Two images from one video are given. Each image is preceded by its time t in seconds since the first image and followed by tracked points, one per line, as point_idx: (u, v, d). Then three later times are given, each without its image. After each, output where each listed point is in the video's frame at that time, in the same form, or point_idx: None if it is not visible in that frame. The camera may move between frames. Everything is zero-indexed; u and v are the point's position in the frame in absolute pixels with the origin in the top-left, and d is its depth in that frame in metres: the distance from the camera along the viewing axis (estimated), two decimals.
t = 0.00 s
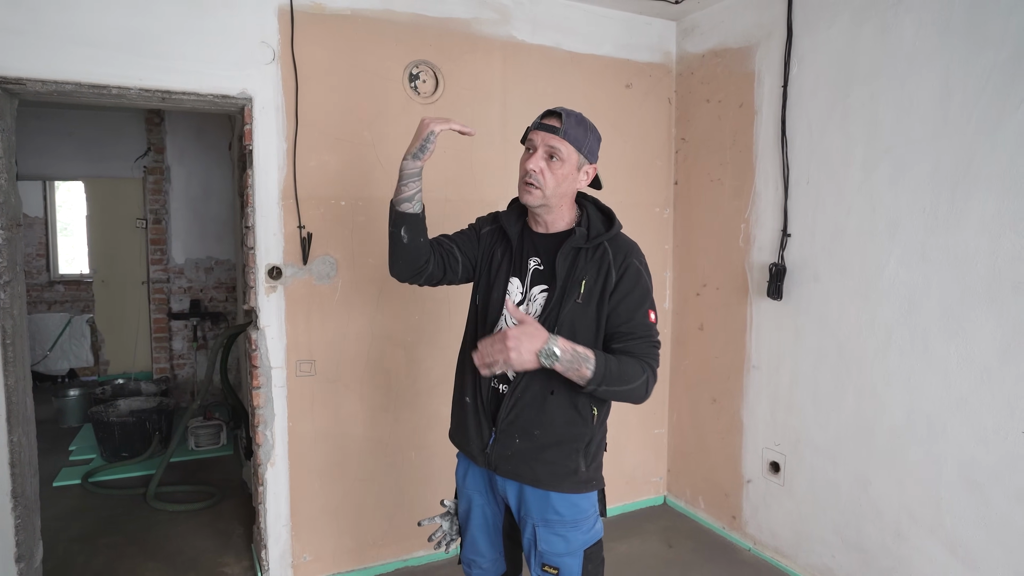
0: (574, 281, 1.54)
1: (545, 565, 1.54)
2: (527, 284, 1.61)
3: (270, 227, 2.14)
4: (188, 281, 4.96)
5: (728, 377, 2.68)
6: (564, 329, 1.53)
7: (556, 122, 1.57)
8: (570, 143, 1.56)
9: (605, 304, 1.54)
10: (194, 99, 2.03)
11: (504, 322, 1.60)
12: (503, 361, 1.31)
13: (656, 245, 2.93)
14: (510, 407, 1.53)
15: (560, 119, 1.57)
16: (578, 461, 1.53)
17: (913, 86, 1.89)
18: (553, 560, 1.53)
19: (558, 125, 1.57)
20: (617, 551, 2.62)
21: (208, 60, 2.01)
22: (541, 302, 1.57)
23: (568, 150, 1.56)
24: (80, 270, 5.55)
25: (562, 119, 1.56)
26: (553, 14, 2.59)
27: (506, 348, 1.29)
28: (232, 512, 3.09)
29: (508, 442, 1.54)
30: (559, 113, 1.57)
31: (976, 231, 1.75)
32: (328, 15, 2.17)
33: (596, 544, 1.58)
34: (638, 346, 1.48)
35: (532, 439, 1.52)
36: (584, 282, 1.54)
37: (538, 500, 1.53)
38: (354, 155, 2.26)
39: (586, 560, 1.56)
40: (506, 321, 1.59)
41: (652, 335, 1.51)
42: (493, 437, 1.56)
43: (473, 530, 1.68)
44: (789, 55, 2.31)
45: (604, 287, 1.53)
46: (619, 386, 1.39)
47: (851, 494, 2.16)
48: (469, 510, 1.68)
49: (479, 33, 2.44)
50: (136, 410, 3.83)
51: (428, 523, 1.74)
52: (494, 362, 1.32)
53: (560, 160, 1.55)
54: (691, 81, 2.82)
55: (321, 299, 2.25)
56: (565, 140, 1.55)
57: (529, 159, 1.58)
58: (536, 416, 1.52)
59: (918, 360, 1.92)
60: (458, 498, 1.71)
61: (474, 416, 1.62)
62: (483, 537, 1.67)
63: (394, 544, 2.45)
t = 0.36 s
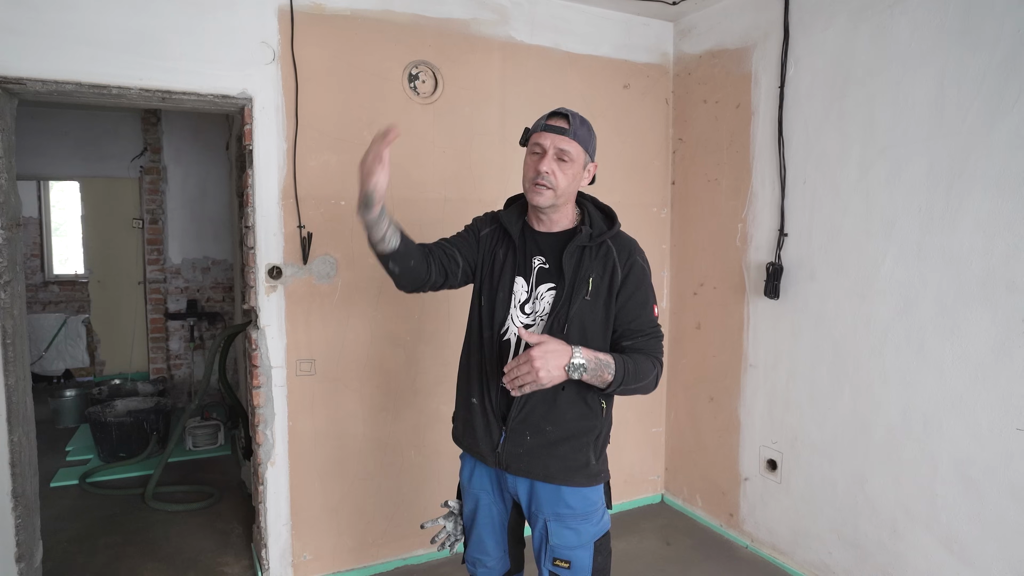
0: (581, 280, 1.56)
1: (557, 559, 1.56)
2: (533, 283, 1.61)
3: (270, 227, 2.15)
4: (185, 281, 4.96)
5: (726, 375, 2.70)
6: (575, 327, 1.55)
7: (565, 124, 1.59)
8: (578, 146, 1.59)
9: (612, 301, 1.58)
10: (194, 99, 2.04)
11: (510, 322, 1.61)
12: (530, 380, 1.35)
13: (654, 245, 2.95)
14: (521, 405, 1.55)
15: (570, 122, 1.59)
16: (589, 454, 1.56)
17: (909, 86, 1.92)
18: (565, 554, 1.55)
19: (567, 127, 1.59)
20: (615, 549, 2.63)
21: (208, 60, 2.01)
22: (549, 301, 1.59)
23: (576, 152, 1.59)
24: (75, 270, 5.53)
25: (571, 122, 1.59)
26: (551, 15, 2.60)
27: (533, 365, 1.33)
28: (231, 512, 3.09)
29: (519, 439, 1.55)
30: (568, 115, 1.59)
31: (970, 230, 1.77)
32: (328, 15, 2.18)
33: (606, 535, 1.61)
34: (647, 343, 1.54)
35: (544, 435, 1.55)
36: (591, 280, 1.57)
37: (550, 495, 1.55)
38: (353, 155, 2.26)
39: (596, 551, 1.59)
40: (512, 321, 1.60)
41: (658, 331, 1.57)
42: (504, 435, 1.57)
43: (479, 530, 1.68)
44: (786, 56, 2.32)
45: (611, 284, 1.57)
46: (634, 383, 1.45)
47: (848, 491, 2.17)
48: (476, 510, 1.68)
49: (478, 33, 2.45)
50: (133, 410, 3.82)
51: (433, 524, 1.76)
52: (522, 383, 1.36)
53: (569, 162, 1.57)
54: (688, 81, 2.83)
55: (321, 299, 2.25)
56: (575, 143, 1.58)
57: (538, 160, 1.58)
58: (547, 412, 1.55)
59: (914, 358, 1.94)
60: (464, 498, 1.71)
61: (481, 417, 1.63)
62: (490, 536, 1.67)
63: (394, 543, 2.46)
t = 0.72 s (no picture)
0: (580, 279, 1.59)
1: (566, 552, 1.58)
2: (529, 287, 1.61)
3: (268, 227, 2.16)
4: (180, 281, 4.95)
5: (721, 374, 2.71)
6: (578, 325, 1.59)
7: (563, 127, 1.63)
8: (577, 148, 1.64)
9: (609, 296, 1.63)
10: (192, 99, 2.04)
11: (508, 328, 1.61)
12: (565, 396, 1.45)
13: (650, 245, 2.96)
14: (530, 408, 1.57)
15: (567, 125, 1.63)
16: (596, 446, 1.62)
17: (902, 88, 1.94)
18: (574, 546, 1.58)
19: (565, 130, 1.63)
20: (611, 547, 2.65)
21: (206, 60, 2.02)
22: (550, 302, 1.60)
23: (574, 155, 1.63)
24: (69, 270, 5.54)
25: (569, 125, 1.62)
26: (548, 16, 2.62)
27: (569, 382, 1.42)
28: (228, 511, 3.09)
29: (531, 442, 1.57)
30: (565, 118, 1.63)
31: (962, 230, 1.79)
32: (326, 16, 2.18)
33: (608, 524, 1.66)
34: (643, 334, 1.65)
35: (554, 433, 1.58)
36: (589, 278, 1.60)
37: (557, 489, 1.58)
38: (351, 155, 2.27)
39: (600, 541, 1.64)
40: (511, 326, 1.61)
41: (648, 321, 1.68)
42: (514, 442, 1.58)
43: (482, 531, 1.69)
44: (781, 58, 2.35)
45: (608, 280, 1.62)
46: (640, 373, 1.56)
47: (842, 489, 2.20)
48: (478, 512, 1.68)
49: (475, 34, 2.46)
50: (129, 410, 3.82)
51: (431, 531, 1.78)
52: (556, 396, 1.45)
53: (568, 165, 1.62)
54: (684, 82, 2.85)
55: (319, 298, 2.26)
56: (574, 146, 1.62)
57: (539, 162, 1.60)
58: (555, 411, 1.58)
59: (907, 357, 1.96)
60: (464, 502, 1.70)
61: (486, 429, 1.61)
62: (492, 535, 1.68)
63: (392, 541, 2.47)
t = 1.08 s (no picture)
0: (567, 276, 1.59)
1: (559, 548, 1.59)
2: (518, 286, 1.62)
3: (265, 227, 2.16)
4: (175, 281, 4.93)
5: (717, 374, 2.73)
6: (567, 323, 1.58)
7: (528, 124, 1.63)
8: (545, 142, 1.62)
9: (598, 292, 1.61)
10: (189, 100, 2.04)
11: (499, 327, 1.62)
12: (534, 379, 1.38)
13: (646, 245, 2.98)
14: (523, 405, 1.58)
15: (532, 121, 1.63)
16: (590, 444, 1.62)
17: (896, 89, 1.96)
18: (567, 543, 1.58)
19: (531, 127, 1.62)
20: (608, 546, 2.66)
21: (204, 61, 2.02)
22: (539, 300, 1.60)
23: (544, 149, 1.62)
24: (63, 270, 5.52)
25: (534, 121, 1.62)
26: (544, 17, 2.63)
27: (529, 362, 1.34)
28: (224, 512, 3.09)
29: (525, 440, 1.58)
30: (529, 115, 1.63)
31: (956, 230, 1.81)
32: (323, 17, 2.19)
33: (602, 523, 1.66)
34: (632, 328, 1.58)
35: (548, 430, 1.58)
36: (576, 275, 1.60)
37: (550, 487, 1.58)
38: (348, 156, 2.27)
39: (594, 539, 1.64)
40: (501, 326, 1.62)
41: (642, 315, 1.62)
42: (508, 440, 1.59)
43: (477, 528, 1.70)
44: (776, 59, 2.36)
45: (596, 275, 1.60)
46: (626, 368, 1.49)
47: (837, 488, 2.21)
48: (472, 509, 1.69)
49: (472, 35, 2.47)
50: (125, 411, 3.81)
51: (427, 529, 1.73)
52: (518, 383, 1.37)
53: (539, 160, 1.61)
54: (680, 83, 2.86)
55: (316, 298, 2.26)
56: (541, 140, 1.61)
57: (507, 162, 1.61)
58: (548, 407, 1.59)
59: (901, 356, 1.98)
60: (459, 499, 1.71)
61: (481, 428, 1.63)
62: (487, 533, 1.69)
63: (389, 541, 2.47)
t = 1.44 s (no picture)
0: (537, 269, 1.57)
1: (542, 548, 1.56)
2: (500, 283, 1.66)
3: (261, 228, 2.16)
4: (170, 282, 4.91)
5: (712, 373, 2.74)
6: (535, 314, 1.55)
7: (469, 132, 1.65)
8: (479, 143, 1.61)
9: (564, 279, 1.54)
10: (185, 100, 2.04)
11: (483, 324, 1.66)
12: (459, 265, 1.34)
13: (641, 245, 2.98)
14: (503, 400, 1.59)
15: (472, 129, 1.64)
16: (575, 440, 1.57)
17: (889, 91, 1.97)
18: (549, 544, 1.55)
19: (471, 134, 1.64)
20: (604, 545, 2.66)
21: (199, 61, 2.01)
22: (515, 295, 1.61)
23: (482, 152, 1.61)
24: (57, 270, 5.48)
25: (473, 128, 1.64)
26: (540, 18, 2.63)
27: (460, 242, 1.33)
28: (219, 513, 3.08)
29: (507, 435, 1.58)
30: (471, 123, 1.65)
31: (948, 230, 1.83)
32: (319, 17, 2.19)
33: (591, 527, 1.60)
34: (589, 304, 1.43)
35: (527, 425, 1.56)
36: (546, 266, 1.57)
37: (534, 486, 1.56)
38: (344, 156, 2.27)
39: (582, 542, 1.58)
40: (485, 322, 1.66)
41: (606, 295, 1.46)
42: (492, 435, 1.60)
43: (469, 521, 1.71)
44: (770, 60, 2.37)
45: (563, 263, 1.54)
46: (557, 326, 1.33)
47: (831, 487, 2.23)
48: (465, 502, 1.71)
49: (468, 36, 2.47)
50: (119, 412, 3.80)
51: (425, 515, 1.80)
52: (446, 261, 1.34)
53: (477, 163, 1.61)
54: (675, 84, 2.87)
55: (312, 298, 2.26)
56: (475, 145, 1.61)
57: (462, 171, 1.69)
58: (526, 402, 1.57)
59: (895, 356, 1.99)
60: (454, 491, 1.74)
61: (470, 423, 1.66)
62: (479, 526, 1.70)
63: (385, 541, 2.47)
